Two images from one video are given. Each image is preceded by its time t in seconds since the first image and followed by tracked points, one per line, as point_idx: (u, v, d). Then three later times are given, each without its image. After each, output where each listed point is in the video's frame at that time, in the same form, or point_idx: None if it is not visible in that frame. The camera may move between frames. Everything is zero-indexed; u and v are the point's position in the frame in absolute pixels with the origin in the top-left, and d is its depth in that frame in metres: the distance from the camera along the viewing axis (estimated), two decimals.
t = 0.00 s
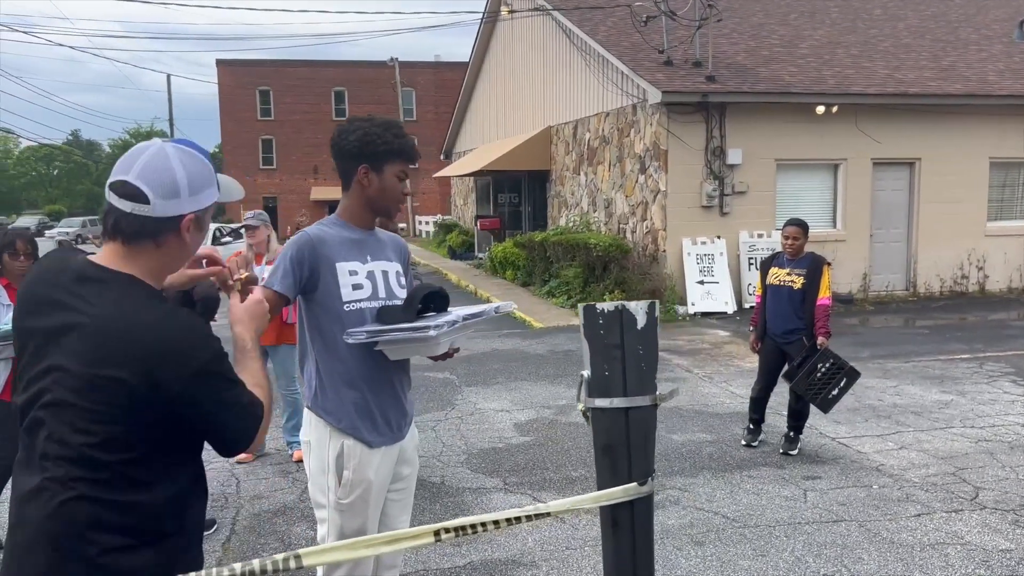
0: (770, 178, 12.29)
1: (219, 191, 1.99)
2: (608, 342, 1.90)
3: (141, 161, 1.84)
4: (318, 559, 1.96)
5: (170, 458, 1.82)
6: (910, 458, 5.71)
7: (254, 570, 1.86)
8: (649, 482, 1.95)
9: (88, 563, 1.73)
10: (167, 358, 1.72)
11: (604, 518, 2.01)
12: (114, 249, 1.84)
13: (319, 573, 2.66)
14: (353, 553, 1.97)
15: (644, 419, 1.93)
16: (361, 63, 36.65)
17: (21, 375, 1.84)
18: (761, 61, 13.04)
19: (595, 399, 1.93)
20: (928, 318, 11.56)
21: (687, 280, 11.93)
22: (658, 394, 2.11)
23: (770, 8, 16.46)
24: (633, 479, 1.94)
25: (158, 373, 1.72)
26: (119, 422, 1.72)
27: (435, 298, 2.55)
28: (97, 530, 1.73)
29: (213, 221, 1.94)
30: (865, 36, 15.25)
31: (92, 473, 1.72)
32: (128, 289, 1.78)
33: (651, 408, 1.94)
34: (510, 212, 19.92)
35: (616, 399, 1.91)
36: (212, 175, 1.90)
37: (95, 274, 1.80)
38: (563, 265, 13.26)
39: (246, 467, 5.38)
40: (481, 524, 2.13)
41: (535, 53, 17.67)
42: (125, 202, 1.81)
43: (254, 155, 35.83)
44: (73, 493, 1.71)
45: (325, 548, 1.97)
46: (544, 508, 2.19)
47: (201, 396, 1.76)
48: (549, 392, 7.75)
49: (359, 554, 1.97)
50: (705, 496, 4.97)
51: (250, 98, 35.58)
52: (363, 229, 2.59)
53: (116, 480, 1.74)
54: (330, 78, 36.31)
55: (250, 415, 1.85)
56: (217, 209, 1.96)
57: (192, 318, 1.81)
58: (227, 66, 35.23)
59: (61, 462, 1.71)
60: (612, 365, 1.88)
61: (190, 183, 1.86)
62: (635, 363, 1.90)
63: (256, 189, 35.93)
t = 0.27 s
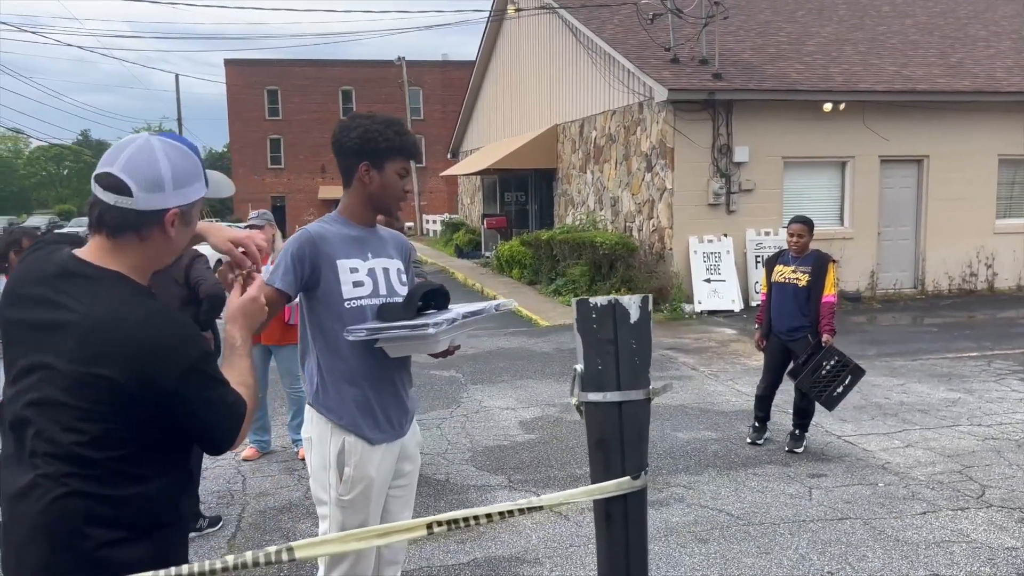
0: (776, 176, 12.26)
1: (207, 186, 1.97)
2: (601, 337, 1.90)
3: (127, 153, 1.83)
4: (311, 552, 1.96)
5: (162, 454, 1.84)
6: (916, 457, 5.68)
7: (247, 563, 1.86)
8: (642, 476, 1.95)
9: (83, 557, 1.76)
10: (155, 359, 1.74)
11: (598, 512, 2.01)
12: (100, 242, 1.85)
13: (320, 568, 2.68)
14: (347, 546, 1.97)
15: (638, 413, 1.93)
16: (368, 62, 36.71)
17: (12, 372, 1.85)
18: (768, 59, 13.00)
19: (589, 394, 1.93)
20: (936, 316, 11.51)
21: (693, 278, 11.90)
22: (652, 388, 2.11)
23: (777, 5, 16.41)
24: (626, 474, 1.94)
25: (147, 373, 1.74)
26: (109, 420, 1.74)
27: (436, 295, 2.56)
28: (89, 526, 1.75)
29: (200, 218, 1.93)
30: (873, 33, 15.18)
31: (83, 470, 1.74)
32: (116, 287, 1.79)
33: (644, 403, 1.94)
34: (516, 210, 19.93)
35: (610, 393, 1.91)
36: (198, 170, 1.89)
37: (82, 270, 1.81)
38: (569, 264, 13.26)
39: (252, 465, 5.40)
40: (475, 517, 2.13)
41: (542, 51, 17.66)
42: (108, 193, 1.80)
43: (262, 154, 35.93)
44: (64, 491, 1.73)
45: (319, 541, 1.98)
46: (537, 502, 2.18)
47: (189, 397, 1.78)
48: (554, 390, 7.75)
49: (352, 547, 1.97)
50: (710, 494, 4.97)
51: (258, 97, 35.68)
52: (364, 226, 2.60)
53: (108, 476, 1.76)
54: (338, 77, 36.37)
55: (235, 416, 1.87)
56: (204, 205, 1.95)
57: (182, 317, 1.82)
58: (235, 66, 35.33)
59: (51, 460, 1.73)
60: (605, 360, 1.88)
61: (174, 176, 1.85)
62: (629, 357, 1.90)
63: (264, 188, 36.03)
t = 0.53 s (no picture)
0: (783, 174, 12.22)
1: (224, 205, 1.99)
2: (601, 336, 1.90)
3: (149, 164, 1.85)
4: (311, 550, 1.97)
5: (162, 457, 1.85)
6: (923, 455, 5.67)
7: (249, 562, 1.87)
8: (643, 475, 1.95)
9: (82, 558, 1.78)
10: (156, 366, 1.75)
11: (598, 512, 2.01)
12: (112, 248, 1.85)
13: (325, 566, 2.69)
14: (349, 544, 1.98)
15: (639, 413, 1.94)
16: (374, 62, 36.74)
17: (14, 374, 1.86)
18: (774, 57, 12.96)
19: (590, 393, 1.93)
20: (944, 315, 11.47)
21: (700, 276, 11.87)
22: (653, 387, 2.11)
23: (783, 3, 16.37)
24: (627, 473, 1.95)
25: (148, 379, 1.75)
26: (108, 424, 1.75)
27: (440, 294, 2.57)
28: (88, 527, 1.77)
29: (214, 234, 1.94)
30: (879, 30, 15.13)
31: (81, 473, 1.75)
32: (120, 293, 1.80)
33: (645, 402, 1.94)
34: (522, 209, 19.93)
35: (610, 392, 1.92)
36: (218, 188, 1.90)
37: (88, 275, 1.82)
38: (575, 262, 13.25)
39: (258, 464, 5.42)
40: (477, 516, 2.13)
41: (547, 50, 17.65)
42: (127, 201, 1.81)
43: (269, 154, 36.01)
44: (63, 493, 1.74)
45: (320, 541, 1.98)
46: (538, 501, 2.19)
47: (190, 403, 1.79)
48: (560, 389, 7.75)
49: (353, 546, 1.97)
50: (716, 493, 4.97)
51: (265, 97, 35.75)
52: (368, 226, 2.61)
53: (108, 479, 1.77)
54: (344, 76, 36.42)
55: (235, 418, 1.88)
56: (219, 224, 1.96)
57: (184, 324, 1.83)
58: (242, 65, 35.41)
59: (51, 463, 1.74)
60: (604, 360, 1.88)
61: (195, 192, 1.86)
62: (630, 357, 1.91)
63: (271, 188, 36.10)
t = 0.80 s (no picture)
0: (789, 173, 12.19)
1: (235, 210, 1.99)
2: (605, 337, 1.90)
3: (161, 168, 1.85)
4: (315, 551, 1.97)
5: (165, 459, 1.86)
6: (930, 455, 5.65)
7: (255, 562, 1.88)
8: (647, 475, 1.95)
9: (86, 559, 1.79)
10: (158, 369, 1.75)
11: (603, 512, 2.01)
12: (121, 250, 1.86)
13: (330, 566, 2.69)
14: (354, 545, 1.98)
15: (642, 413, 1.93)
16: (380, 62, 36.78)
17: (22, 374, 1.88)
18: (780, 55, 12.93)
19: (593, 393, 1.93)
20: (951, 314, 11.42)
21: (706, 275, 11.86)
22: (658, 388, 2.11)
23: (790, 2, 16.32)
24: (631, 473, 1.94)
25: (152, 382, 1.75)
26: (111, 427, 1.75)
27: (444, 295, 2.57)
28: (91, 529, 1.78)
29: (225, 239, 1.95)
30: (886, 28, 15.07)
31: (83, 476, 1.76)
32: (126, 295, 1.80)
33: (649, 402, 1.94)
34: (528, 209, 19.93)
35: (614, 392, 1.91)
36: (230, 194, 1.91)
37: (97, 277, 1.83)
38: (581, 262, 13.25)
39: (265, 463, 5.44)
40: (481, 516, 2.13)
41: (553, 50, 17.64)
42: (138, 204, 1.82)
43: (275, 154, 36.09)
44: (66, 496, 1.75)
45: (324, 541, 1.99)
46: (542, 501, 2.18)
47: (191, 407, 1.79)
48: (565, 389, 7.75)
49: (358, 546, 1.98)
50: (722, 492, 4.96)
51: (271, 97, 35.83)
52: (373, 226, 2.62)
53: (112, 481, 1.78)
54: (350, 77, 36.48)
55: (239, 422, 1.88)
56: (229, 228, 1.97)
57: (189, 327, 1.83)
58: (249, 66, 35.51)
59: (56, 464, 1.75)
60: (609, 360, 1.88)
61: (206, 197, 1.86)
62: (633, 357, 1.90)
63: (277, 188, 36.19)
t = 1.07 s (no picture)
0: (796, 173, 12.16)
1: (238, 208, 1.99)
2: (613, 338, 1.90)
3: (163, 168, 1.86)
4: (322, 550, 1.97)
5: (169, 460, 1.86)
6: (939, 456, 5.62)
7: (263, 562, 1.88)
8: (655, 475, 1.95)
9: (92, 559, 1.79)
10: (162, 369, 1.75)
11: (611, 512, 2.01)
12: (125, 251, 1.87)
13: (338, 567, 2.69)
14: (362, 545, 1.98)
15: (651, 413, 1.93)
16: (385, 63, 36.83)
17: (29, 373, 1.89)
18: (786, 55, 12.89)
19: (601, 393, 1.93)
20: (959, 314, 11.38)
21: (712, 276, 11.84)
22: (666, 387, 2.11)
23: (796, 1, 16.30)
24: (639, 473, 1.94)
25: (155, 383, 1.75)
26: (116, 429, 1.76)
27: (450, 296, 2.57)
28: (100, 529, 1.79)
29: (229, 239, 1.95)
30: (893, 28, 15.03)
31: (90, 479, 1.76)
32: (130, 295, 1.81)
33: (657, 402, 1.94)
34: (534, 209, 19.92)
35: (621, 392, 1.91)
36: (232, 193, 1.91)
37: (102, 279, 1.84)
38: (587, 262, 13.23)
39: (272, 464, 5.45)
40: (489, 517, 2.14)
41: (559, 51, 17.64)
42: (140, 204, 1.83)
43: (281, 156, 36.18)
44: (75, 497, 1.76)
45: (332, 541, 1.99)
46: (550, 501, 2.19)
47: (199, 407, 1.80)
48: (572, 390, 7.75)
49: (366, 546, 1.98)
50: (729, 493, 4.95)
51: (277, 99, 35.92)
52: (379, 227, 2.62)
53: (117, 481, 1.79)
54: (356, 78, 36.54)
55: (243, 424, 1.89)
56: (233, 227, 1.97)
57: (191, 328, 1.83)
58: (255, 68, 35.60)
59: (61, 464, 1.76)
60: (616, 360, 1.88)
61: (207, 196, 1.87)
62: (641, 357, 1.90)
63: (283, 190, 36.27)
